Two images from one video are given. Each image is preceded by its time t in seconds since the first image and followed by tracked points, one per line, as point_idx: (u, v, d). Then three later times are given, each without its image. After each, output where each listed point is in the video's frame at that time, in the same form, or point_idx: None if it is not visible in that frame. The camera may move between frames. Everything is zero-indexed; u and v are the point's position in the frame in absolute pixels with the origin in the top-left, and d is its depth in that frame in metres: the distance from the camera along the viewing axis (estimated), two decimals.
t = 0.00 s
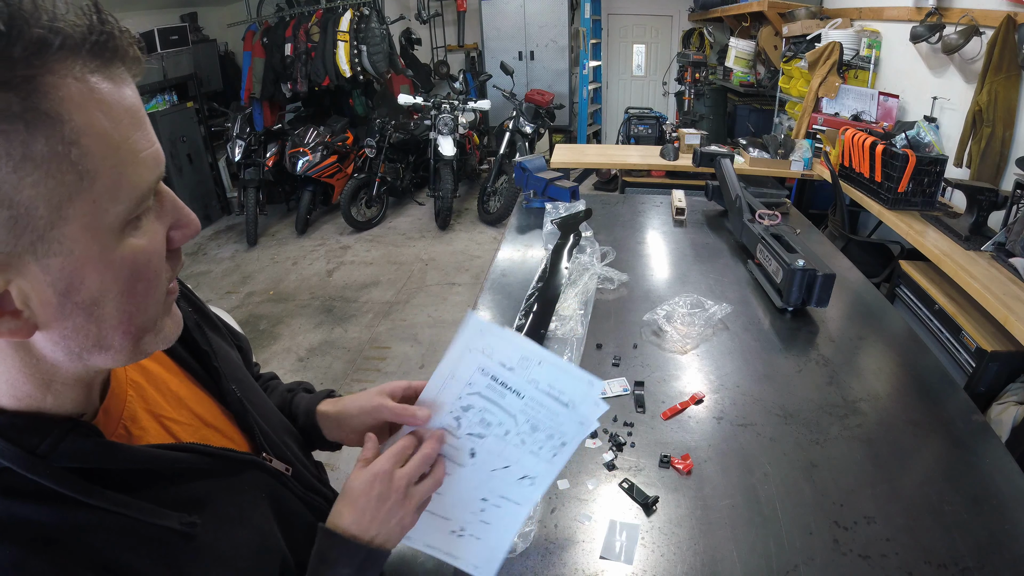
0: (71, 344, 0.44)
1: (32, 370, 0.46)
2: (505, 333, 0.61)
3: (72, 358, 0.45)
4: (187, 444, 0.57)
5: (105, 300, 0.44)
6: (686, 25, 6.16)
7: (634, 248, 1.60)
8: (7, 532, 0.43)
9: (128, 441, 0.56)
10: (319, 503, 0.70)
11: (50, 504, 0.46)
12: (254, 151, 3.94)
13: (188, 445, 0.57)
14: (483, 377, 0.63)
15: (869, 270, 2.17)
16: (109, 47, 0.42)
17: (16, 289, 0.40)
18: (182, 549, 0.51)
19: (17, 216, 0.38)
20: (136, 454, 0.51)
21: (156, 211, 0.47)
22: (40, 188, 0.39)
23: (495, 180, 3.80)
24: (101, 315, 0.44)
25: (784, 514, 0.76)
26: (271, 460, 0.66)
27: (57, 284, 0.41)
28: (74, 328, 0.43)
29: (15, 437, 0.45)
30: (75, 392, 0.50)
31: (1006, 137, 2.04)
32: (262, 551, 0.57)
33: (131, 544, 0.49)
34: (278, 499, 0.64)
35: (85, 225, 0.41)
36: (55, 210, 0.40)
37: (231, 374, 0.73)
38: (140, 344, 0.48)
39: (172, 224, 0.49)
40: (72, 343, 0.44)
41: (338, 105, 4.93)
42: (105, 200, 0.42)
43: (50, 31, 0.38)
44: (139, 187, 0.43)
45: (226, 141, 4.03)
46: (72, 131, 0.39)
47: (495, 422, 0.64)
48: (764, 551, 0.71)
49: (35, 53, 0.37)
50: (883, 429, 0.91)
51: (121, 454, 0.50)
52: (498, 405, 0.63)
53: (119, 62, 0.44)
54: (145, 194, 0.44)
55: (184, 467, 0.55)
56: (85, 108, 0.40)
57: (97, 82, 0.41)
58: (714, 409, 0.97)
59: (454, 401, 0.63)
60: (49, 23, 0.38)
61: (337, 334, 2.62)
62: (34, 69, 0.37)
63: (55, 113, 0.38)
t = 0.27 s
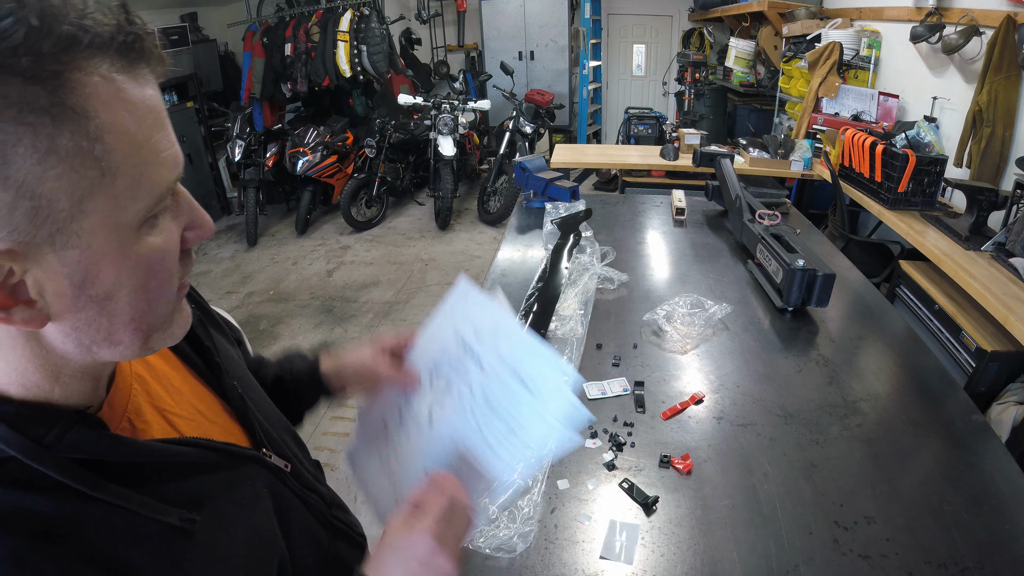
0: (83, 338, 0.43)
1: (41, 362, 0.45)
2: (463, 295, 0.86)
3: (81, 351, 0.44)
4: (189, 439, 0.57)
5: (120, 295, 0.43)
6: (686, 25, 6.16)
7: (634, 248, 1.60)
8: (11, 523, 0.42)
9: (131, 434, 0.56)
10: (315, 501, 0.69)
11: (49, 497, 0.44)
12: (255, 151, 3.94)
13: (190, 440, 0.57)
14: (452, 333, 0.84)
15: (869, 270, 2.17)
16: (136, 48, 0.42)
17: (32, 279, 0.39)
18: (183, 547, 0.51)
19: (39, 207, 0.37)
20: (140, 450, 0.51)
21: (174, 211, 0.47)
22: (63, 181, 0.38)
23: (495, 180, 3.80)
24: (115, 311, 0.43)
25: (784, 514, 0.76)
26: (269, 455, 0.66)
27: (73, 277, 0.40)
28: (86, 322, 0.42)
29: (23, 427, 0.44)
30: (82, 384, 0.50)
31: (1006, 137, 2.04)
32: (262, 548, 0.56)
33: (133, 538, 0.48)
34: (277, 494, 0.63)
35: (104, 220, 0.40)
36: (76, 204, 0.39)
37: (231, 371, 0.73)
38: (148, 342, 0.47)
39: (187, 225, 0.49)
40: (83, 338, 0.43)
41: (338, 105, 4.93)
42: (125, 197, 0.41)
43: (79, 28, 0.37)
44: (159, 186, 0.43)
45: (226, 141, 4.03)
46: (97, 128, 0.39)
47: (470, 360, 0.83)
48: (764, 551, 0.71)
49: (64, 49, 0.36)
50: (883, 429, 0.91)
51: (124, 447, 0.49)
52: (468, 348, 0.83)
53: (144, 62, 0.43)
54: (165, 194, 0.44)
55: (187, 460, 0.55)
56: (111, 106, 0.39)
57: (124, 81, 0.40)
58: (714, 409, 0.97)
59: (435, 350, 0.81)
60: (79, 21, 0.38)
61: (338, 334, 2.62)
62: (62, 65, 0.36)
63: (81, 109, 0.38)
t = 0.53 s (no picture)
0: (92, 341, 0.43)
1: (55, 360, 0.44)
2: (386, 198, 0.83)
3: (90, 355, 0.43)
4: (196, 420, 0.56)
5: (132, 304, 0.43)
6: (687, 25, 6.16)
7: (634, 248, 1.60)
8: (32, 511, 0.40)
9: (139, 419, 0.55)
10: (307, 481, 0.68)
11: (71, 482, 0.42)
12: (255, 151, 3.93)
13: (196, 421, 0.56)
14: (371, 234, 0.81)
15: (869, 270, 2.17)
16: (168, 63, 0.43)
17: (45, 281, 0.39)
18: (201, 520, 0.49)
19: (58, 213, 0.38)
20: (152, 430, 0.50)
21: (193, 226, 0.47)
22: (84, 191, 0.38)
23: (495, 180, 3.80)
24: (126, 319, 0.43)
25: (784, 514, 0.76)
26: (263, 436, 0.65)
27: (86, 282, 0.40)
28: (96, 327, 0.42)
29: (41, 417, 0.42)
30: (96, 381, 0.48)
31: (1006, 137, 2.04)
32: (271, 522, 0.55)
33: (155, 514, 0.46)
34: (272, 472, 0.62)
35: (122, 231, 0.40)
36: (96, 213, 0.39)
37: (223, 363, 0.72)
38: (155, 351, 0.47)
39: (204, 242, 0.49)
40: (93, 341, 0.43)
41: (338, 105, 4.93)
42: (145, 211, 0.41)
43: (115, 39, 0.39)
44: (179, 202, 0.44)
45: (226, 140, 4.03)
46: (123, 141, 0.39)
47: (389, 261, 0.79)
48: (763, 551, 0.72)
49: (98, 58, 0.38)
50: (883, 429, 0.91)
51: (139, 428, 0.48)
52: (387, 247, 0.80)
53: (178, 77, 0.44)
54: (185, 210, 0.44)
55: (199, 440, 0.54)
56: (139, 118, 0.40)
57: (152, 94, 0.41)
58: (714, 409, 0.97)
59: (353, 249, 0.80)
60: (114, 32, 0.40)
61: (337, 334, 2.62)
62: (96, 73, 0.38)
63: (108, 120, 0.39)
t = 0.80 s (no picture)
0: (103, 327, 0.43)
1: (73, 348, 0.44)
2: (355, 222, 0.78)
3: (103, 340, 0.44)
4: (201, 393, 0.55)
5: (143, 290, 0.43)
6: (686, 25, 6.16)
7: (634, 248, 1.60)
8: (79, 466, 0.38)
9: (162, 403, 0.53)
10: (298, 453, 0.67)
11: (107, 442, 0.41)
12: (255, 151, 3.93)
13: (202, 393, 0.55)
14: (345, 258, 0.79)
15: (869, 270, 2.17)
16: (181, 58, 0.44)
17: (61, 264, 0.39)
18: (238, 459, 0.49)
19: (76, 198, 0.38)
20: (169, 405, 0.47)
21: (202, 215, 0.47)
22: (102, 176, 0.39)
23: (495, 180, 3.80)
24: (136, 304, 0.43)
25: (784, 514, 0.76)
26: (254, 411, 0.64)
27: (100, 267, 0.40)
28: (108, 312, 0.42)
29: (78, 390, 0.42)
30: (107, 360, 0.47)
31: (1006, 137, 2.04)
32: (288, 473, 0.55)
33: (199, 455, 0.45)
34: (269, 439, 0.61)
35: (136, 218, 0.40)
36: (112, 199, 0.39)
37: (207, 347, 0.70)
38: (165, 338, 0.47)
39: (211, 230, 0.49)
40: (104, 327, 0.43)
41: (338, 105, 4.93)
42: (159, 198, 0.41)
43: (132, 35, 0.40)
44: (191, 191, 0.43)
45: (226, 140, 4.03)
46: (140, 130, 0.40)
47: (363, 287, 0.79)
48: (763, 551, 0.71)
49: (115, 52, 0.39)
50: (883, 429, 0.91)
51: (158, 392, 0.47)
52: (359, 275, 0.79)
53: (189, 73, 0.45)
54: (197, 199, 0.44)
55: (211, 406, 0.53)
56: (155, 108, 0.41)
57: (168, 87, 0.42)
58: (714, 409, 0.97)
59: (328, 274, 0.80)
60: (130, 28, 0.40)
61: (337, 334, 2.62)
62: (114, 66, 0.38)
63: (126, 109, 0.39)
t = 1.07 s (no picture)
0: (141, 296, 0.47)
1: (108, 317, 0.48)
2: (337, 235, 0.85)
3: (138, 311, 0.48)
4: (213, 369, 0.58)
5: (178, 262, 0.47)
6: (686, 25, 6.16)
7: (634, 248, 1.60)
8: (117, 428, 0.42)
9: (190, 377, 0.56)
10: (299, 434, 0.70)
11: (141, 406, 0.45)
12: (255, 151, 3.93)
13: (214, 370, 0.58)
14: (328, 268, 0.86)
15: (869, 270, 2.17)
16: (217, 49, 0.48)
17: (103, 236, 0.43)
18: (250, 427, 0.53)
19: (120, 172, 0.42)
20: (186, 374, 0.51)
21: (234, 196, 0.51)
22: (146, 153, 0.43)
23: (495, 180, 3.80)
24: (172, 275, 0.47)
25: (784, 514, 0.76)
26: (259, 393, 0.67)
27: (141, 239, 0.44)
28: (146, 281, 0.46)
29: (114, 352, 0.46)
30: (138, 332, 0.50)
31: (1006, 137, 2.04)
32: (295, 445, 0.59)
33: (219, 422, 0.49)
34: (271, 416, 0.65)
35: (175, 193, 0.45)
36: (154, 174, 0.43)
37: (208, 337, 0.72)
38: (196, 307, 0.52)
39: (241, 213, 0.52)
40: (142, 296, 0.47)
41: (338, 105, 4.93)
42: (196, 175, 0.46)
43: (171, 25, 0.44)
44: (224, 170, 0.48)
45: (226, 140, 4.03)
46: (181, 113, 0.44)
47: (346, 296, 0.85)
48: (764, 552, 0.71)
49: (158, 41, 0.43)
50: (883, 430, 0.91)
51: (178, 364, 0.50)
52: (342, 283, 0.85)
53: (223, 63, 0.49)
54: (229, 179, 0.49)
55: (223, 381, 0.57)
56: (194, 94, 0.45)
57: (206, 76, 0.46)
58: (714, 409, 0.97)
59: (312, 283, 0.85)
60: (170, 19, 0.44)
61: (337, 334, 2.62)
62: (155, 54, 0.43)
63: (168, 93, 0.43)
